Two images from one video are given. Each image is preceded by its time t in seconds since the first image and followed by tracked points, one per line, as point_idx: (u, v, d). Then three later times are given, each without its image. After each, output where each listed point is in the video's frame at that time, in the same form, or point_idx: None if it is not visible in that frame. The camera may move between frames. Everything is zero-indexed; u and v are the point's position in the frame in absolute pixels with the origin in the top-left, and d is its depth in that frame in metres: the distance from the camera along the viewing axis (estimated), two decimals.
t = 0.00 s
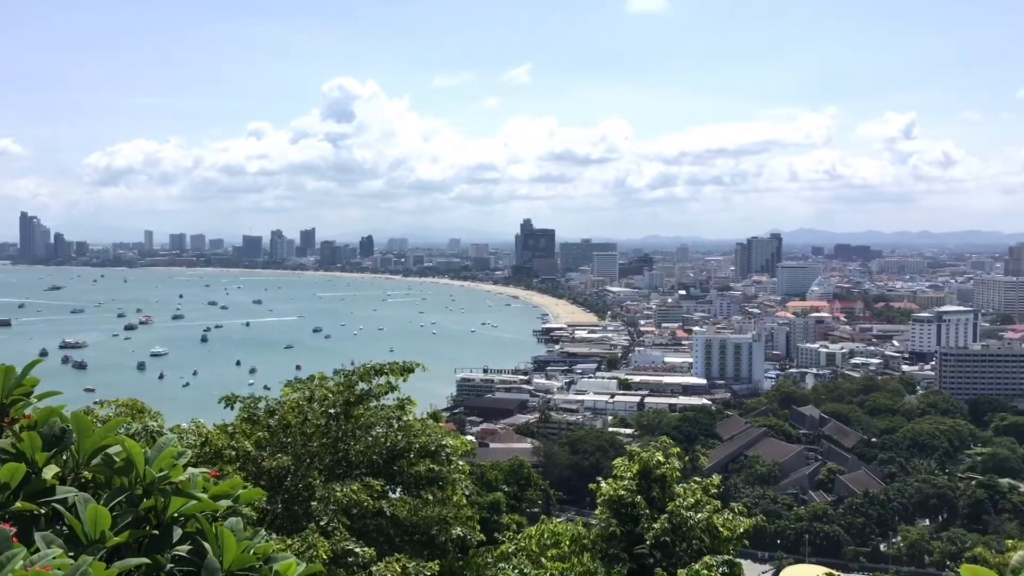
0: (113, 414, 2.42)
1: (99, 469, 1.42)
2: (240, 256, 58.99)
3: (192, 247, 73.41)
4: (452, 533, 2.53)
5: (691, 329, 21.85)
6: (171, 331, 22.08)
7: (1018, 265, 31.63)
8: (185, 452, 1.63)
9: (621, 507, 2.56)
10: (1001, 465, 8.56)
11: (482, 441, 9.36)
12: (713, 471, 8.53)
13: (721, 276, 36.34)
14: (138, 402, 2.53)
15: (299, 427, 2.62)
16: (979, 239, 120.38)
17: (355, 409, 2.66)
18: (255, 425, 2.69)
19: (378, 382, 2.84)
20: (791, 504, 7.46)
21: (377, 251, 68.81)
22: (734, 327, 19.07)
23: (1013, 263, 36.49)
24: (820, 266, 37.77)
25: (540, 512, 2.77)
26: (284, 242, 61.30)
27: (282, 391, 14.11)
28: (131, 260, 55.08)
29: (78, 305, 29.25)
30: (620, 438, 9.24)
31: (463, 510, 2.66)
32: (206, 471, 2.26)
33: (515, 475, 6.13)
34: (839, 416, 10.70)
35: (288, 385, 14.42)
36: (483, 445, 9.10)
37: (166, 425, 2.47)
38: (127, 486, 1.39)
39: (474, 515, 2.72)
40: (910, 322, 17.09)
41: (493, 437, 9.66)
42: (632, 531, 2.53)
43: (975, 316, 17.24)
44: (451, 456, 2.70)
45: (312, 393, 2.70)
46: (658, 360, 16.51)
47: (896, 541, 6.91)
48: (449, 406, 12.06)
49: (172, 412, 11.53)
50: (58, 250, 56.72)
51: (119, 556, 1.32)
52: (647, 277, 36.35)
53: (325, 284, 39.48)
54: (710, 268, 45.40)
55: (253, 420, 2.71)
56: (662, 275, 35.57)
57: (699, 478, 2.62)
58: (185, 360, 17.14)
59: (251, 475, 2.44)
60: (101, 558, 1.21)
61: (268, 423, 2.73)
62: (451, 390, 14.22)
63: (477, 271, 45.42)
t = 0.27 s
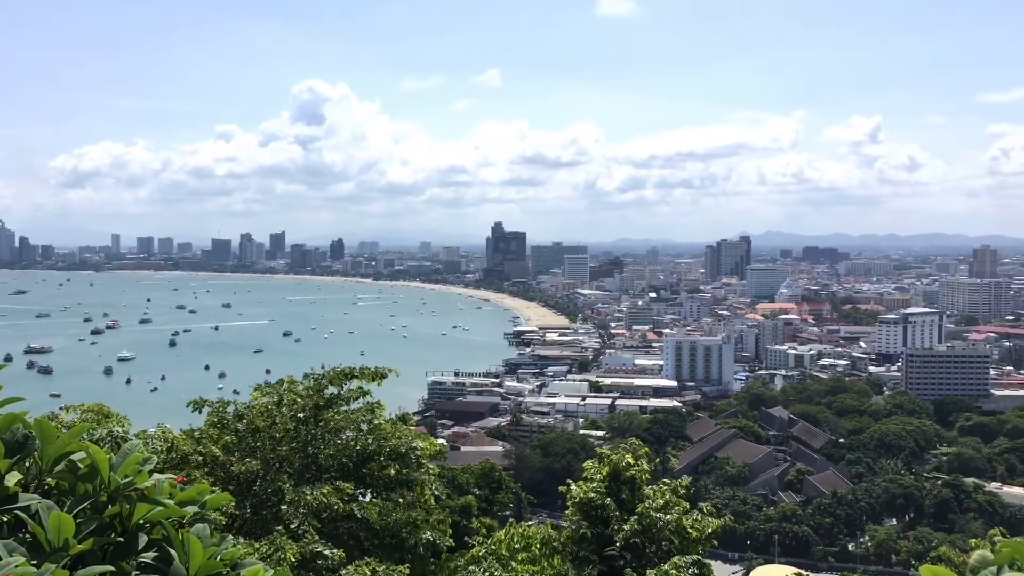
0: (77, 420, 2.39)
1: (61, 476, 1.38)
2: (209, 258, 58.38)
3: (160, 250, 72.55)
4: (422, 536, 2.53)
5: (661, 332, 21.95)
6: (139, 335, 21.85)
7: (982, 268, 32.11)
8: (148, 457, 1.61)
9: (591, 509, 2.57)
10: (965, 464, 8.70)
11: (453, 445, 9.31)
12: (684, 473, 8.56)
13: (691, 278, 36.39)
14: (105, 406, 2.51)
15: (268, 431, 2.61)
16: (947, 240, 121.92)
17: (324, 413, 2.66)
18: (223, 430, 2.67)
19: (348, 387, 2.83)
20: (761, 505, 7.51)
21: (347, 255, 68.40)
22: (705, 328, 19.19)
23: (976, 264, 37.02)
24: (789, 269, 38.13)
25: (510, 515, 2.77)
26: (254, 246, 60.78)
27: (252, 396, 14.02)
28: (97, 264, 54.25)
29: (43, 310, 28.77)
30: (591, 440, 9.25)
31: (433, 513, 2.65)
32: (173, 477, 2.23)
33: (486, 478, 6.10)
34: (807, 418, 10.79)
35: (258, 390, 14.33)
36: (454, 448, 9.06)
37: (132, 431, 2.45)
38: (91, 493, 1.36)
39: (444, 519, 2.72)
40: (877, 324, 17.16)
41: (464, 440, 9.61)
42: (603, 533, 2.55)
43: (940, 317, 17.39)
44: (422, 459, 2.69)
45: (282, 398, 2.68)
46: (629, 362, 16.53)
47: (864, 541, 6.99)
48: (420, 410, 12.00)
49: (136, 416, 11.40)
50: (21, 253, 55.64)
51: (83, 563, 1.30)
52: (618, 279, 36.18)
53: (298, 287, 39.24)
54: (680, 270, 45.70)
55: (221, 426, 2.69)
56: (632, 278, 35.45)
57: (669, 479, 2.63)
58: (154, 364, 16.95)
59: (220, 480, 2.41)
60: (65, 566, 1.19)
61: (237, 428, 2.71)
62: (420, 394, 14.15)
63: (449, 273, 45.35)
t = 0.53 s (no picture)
0: (44, 426, 2.36)
1: (27, 481, 1.35)
2: (181, 262, 57.81)
3: (130, 253, 71.76)
4: (395, 539, 2.52)
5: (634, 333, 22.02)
6: (108, 340, 21.63)
7: (949, 270, 32.46)
8: (115, 463, 1.58)
9: (564, 511, 2.58)
10: (933, 464, 8.81)
11: (426, 447, 9.27)
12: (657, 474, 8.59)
13: (663, 281, 36.31)
14: (73, 412, 2.49)
15: (240, 435, 2.58)
16: (917, 242, 123.24)
17: (297, 417, 2.65)
18: (194, 434, 2.64)
19: (321, 391, 2.82)
20: (733, 506, 7.54)
21: (320, 257, 68.06)
22: (677, 330, 19.27)
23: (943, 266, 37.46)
24: (760, 271, 38.40)
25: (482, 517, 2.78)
26: (226, 249, 60.30)
27: (223, 400, 13.95)
28: (65, 268, 53.49)
29: (10, 315, 28.33)
30: (564, 442, 9.26)
31: (406, 516, 2.65)
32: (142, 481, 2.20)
33: (460, 480, 6.11)
34: (778, 418, 10.85)
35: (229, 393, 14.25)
36: (428, 451, 9.03)
37: (101, 436, 2.42)
38: (57, 499, 1.34)
39: (416, 521, 2.72)
40: (846, 326, 17.29)
41: (438, 443, 9.56)
42: (575, 535, 2.56)
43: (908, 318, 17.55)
44: (395, 462, 2.69)
45: (254, 401, 2.67)
46: (602, 364, 16.53)
47: (834, 540, 7.05)
48: (393, 413, 11.94)
49: (101, 424, 11.26)
50: None
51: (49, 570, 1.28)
52: (591, 282, 35.82)
53: (271, 291, 39.02)
54: (654, 272, 45.90)
55: (192, 429, 2.67)
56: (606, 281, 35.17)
57: (641, 480, 2.64)
58: (123, 368, 16.79)
59: (190, 484, 2.39)
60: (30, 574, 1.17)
61: (208, 432, 2.69)
62: (393, 397, 14.08)
63: (423, 276, 45.27)
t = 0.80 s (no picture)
0: (11, 429, 2.33)
1: None
2: (151, 263, 57.22)
3: (99, 254, 70.87)
4: (366, 540, 2.52)
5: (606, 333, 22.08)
6: (76, 341, 21.38)
7: (917, 271, 32.80)
8: (81, 464, 1.56)
9: (536, 512, 2.58)
10: (902, 462, 8.91)
11: (399, 449, 9.24)
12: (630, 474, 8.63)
13: (635, 281, 36.28)
14: (41, 414, 2.46)
15: (211, 436, 2.56)
16: (887, 242, 124.30)
17: (268, 419, 2.64)
18: (164, 437, 2.61)
19: (293, 393, 2.81)
20: (705, 506, 7.58)
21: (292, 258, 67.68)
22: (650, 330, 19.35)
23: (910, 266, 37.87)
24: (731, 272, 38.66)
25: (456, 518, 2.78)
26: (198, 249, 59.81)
27: (193, 402, 13.87)
28: (33, 270, 52.72)
29: None
30: (537, 442, 9.27)
31: (378, 517, 2.64)
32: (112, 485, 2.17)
33: (433, 482, 6.11)
34: (750, 418, 10.92)
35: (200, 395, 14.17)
36: (401, 453, 9.00)
37: (69, 439, 2.39)
38: (23, 503, 1.32)
39: (388, 523, 2.71)
40: (816, 326, 17.43)
41: (411, 445, 9.53)
42: (547, 535, 2.57)
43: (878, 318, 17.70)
44: (366, 465, 2.68)
45: (225, 403, 2.65)
46: (575, 365, 16.53)
47: (805, 539, 7.11)
48: (366, 415, 11.89)
49: (68, 427, 11.16)
50: None
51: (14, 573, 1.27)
52: (563, 283, 35.62)
53: (244, 292, 38.79)
54: (626, 273, 46.08)
55: (162, 431, 2.64)
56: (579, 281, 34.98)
57: (613, 480, 2.65)
58: (92, 370, 16.61)
59: (161, 487, 2.36)
60: None
61: (178, 434, 2.67)
62: (366, 399, 14.02)
63: (398, 276, 45.16)
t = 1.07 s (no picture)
0: None
1: None
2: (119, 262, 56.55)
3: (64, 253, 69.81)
4: (335, 541, 2.50)
5: (577, 332, 22.11)
6: (41, 342, 21.09)
7: (884, 270, 33.12)
8: (43, 464, 1.53)
9: (505, 511, 2.58)
10: (868, 459, 9.02)
11: (370, 449, 9.21)
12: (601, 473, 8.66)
13: (605, 281, 36.23)
14: (4, 415, 2.42)
15: (179, 437, 2.52)
16: (857, 242, 125.30)
17: (237, 420, 2.61)
18: (131, 436, 2.58)
19: (263, 394, 2.80)
20: (675, 504, 7.61)
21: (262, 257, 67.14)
22: (620, 329, 19.39)
23: (876, 266, 38.23)
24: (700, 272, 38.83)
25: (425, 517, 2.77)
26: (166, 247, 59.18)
27: (161, 402, 13.76)
28: None
29: None
30: (509, 441, 9.27)
31: (345, 517, 2.63)
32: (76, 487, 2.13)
33: (403, 481, 6.10)
34: (719, 417, 10.99)
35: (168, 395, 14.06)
36: (371, 453, 8.97)
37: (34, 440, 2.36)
38: None
39: (356, 523, 2.70)
40: (785, 325, 17.55)
41: (382, 444, 9.51)
42: (517, 534, 2.56)
43: (844, 317, 17.94)
44: (337, 465, 2.67)
45: (193, 403, 2.62)
46: (546, 363, 16.53)
47: (773, 536, 7.16)
48: (336, 414, 11.83)
49: (31, 428, 11.06)
50: None
51: None
52: (534, 282, 35.39)
53: (214, 291, 38.49)
54: (598, 272, 46.14)
55: (129, 430, 2.61)
56: (549, 280, 34.68)
57: (582, 478, 2.66)
58: (57, 371, 16.42)
59: (127, 487, 2.32)
60: None
61: (145, 435, 2.63)
62: (337, 398, 13.96)
63: (370, 275, 44.96)
